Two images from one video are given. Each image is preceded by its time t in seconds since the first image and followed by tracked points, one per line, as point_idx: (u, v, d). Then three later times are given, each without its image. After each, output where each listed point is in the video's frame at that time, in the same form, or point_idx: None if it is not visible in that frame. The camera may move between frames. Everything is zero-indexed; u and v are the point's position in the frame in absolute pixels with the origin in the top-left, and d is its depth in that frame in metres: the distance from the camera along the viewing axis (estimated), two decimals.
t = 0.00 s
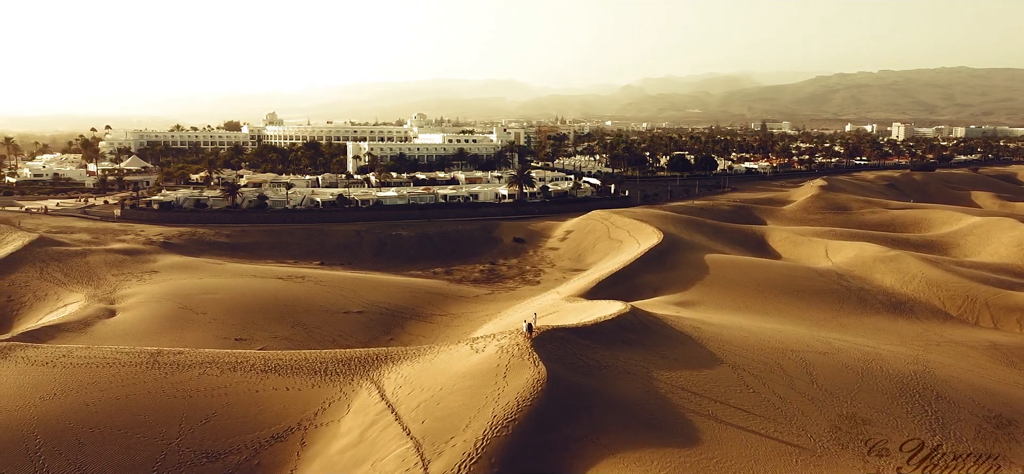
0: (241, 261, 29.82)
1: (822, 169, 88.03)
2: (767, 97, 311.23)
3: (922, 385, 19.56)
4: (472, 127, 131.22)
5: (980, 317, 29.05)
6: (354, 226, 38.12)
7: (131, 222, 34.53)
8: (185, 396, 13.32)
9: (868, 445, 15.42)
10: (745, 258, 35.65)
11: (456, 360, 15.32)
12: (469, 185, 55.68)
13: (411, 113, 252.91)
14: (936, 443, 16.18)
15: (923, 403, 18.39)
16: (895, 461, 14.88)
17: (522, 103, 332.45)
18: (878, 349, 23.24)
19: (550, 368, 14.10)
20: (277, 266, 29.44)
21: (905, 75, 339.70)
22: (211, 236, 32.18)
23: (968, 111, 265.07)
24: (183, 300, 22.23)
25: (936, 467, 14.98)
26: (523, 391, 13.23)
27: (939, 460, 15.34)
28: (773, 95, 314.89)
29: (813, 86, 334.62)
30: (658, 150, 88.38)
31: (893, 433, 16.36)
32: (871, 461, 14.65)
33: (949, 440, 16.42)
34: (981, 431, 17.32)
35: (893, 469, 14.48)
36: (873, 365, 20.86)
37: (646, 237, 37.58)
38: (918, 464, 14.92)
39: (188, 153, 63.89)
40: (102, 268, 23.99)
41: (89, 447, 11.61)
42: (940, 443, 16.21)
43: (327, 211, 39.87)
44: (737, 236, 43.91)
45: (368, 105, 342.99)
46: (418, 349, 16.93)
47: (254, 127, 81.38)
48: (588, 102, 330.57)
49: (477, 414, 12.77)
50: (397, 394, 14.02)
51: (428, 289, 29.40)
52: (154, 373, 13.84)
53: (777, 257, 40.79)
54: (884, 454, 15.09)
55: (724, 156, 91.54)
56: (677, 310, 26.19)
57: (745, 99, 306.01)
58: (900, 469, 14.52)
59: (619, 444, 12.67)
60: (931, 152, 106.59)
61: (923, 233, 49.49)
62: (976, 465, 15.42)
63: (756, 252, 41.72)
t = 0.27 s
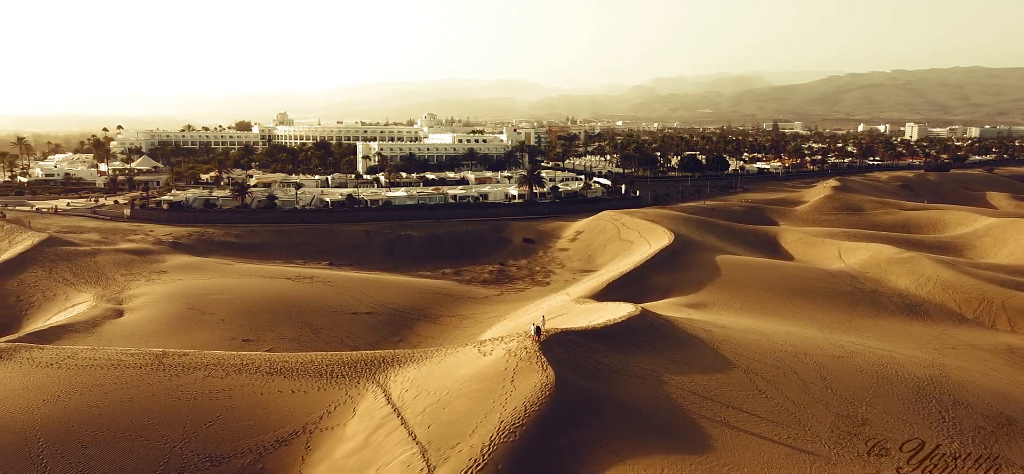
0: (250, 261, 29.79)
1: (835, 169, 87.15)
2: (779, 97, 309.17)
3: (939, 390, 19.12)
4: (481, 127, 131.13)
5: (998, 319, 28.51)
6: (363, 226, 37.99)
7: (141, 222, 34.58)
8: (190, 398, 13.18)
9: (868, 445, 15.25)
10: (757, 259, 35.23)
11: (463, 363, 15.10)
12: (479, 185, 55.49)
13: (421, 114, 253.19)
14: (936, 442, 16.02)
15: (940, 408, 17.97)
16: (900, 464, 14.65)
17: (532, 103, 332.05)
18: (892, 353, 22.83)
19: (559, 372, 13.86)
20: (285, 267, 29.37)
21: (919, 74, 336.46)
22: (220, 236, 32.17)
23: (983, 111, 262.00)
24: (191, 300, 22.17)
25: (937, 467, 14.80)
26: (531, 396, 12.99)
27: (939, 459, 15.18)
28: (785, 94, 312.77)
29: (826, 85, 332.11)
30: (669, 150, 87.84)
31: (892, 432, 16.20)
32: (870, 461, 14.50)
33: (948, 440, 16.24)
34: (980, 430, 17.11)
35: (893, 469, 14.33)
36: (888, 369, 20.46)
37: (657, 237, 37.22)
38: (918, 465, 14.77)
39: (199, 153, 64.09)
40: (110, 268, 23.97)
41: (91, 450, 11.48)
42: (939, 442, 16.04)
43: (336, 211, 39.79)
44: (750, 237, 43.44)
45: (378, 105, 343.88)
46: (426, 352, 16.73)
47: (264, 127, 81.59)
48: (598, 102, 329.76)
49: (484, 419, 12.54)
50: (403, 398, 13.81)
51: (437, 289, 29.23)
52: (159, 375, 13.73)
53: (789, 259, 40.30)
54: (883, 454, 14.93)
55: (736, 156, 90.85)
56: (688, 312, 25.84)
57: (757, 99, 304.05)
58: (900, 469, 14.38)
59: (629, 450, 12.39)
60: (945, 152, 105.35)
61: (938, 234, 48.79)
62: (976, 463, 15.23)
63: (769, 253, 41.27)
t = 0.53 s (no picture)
0: (259, 261, 29.78)
1: (848, 170, 86.26)
2: (791, 96, 306.96)
3: (955, 395, 18.69)
4: (492, 127, 131.01)
5: (1015, 322, 27.99)
6: (372, 226, 37.90)
7: (151, 222, 34.65)
8: (194, 401, 13.06)
9: (868, 445, 15.12)
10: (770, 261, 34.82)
11: (471, 367, 14.89)
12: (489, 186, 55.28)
13: (432, 114, 253.52)
14: (936, 441, 15.90)
15: (952, 412, 17.63)
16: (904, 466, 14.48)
17: (543, 103, 331.64)
18: (907, 356, 22.44)
19: (568, 376, 13.62)
20: (294, 267, 29.33)
21: (934, 74, 333.10)
22: (229, 236, 32.18)
23: (999, 111, 258.85)
24: (199, 300, 22.13)
25: (938, 468, 14.65)
26: (539, 401, 12.76)
27: (939, 459, 15.06)
28: (798, 94, 310.42)
29: (839, 85, 329.46)
30: (681, 150, 87.29)
31: (892, 431, 16.05)
32: (870, 462, 14.38)
33: (946, 439, 16.11)
34: (979, 430, 16.88)
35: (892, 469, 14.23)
36: (904, 373, 20.06)
37: (668, 238, 36.87)
38: (917, 464, 14.66)
39: (210, 153, 64.32)
40: (119, 268, 23.97)
41: (94, 454, 11.36)
42: (938, 441, 15.91)
43: (346, 211, 39.74)
44: (762, 238, 42.98)
45: (389, 105, 344.74)
46: (434, 354, 16.53)
47: (275, 127, 81.80)
48: (609, 102, 328.92)
49: (491, 424, 12.33)
50: (410, 402, 13.63)
51: (446, 290, 29.06)
52: (163, 377, 13.61)
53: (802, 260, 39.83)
54: (883, 454, 14.81)
55: (748, 156, 90.14)
56: (699, 314, 25.52)
57: (769, 99, 302.04)
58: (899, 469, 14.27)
59: (640, 456, 12.12)
60: (961, 153, 104.07)
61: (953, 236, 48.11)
62: (976, 464, 15.09)
63: (782, 255, 40.82)
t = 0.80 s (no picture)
0: (268, 262, 29.72)
1: (862, 170, 85.33)
2: (804, 96, 304.73)
3: (972, 401, 18.27)
4: (502, 128, 130.99)
5: None
6: (382, 227, 37.80)
7: (160, 222, 34.72)
8: (198, 404, 12.92)
9: (867, 445, 14.98)
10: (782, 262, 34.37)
11: (478, 370, 14.67)
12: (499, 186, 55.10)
13: (442, 114, 253.96)
14: (935, 440, 15.77)
15: (961, 416, 17.35)
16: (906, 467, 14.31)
17: (553, 103, 331.27)
18: (923, 360, 22.01)
19: (576, 381, 13.38)
20: (302, 268, 29.26)
21: (949, 73, 329.53)
22: (238, 236, 32.15)
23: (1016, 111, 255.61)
24: (206, 300, 22.09)
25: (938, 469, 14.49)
26: (547, 406, 12.53)
27: (939, 459, 14.93)
28: (810, 94, 308.22)
29: (852, 85, 326.87)
30: (692, 151, 86.73)
31: (891, 431, 15.90)
32: (869, 461, 14.24)
33: (942, 438, 15.99)
34: (978, 430, 16.67)
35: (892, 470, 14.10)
36: (919, 377, 19.64)
37: (680, 239, 36.48)
38: (915, 463, 14.54)
39: (221, 153, 64.55)
40: (128, 269, 23.97)
41: (97, 457, 11.24)
42: (937, 440, 15.80)
43: (355, 212, 39.66)
44: (775, 239, 42.48)
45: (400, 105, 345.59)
46: (441, 357, 16.32)
47: (286, 128, 82.02)
48: (620, 102, 328.01)
49: (498, 430, 12.10)
50: (416, 406, 13.43)
51: (455, 291, 28.86)
52: (168, 380, 13.50)
53: (815, 262, 39.30)
54: (883, 454, 14.68)
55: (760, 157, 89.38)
56: (711, 316, 25.16)
57: (782, 99, 299.99)
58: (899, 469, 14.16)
59: (650, 463, 11.84)
60: (976, 153, 102.79)
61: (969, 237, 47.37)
62: (975, 464, 14.95)
63: (794, 256, 40.31)
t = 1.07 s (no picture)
0: (277, 263, 29.66)
1: (875, 171, 84.45)
2: (817, 96, 302.48)
3: (985, 406, 17.89)
4: (512, 128, 130.87)
5: None
6: (391, 227, 37.68)
7: (170, 222, 34.78)
8: (201, 407, 12.78)
9: (867, 444, 14.80)
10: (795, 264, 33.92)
11: (486, 374, 14.46)
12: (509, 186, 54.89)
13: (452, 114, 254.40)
14: (937, 441, 15.56)
15: (970, 418, 17.04)
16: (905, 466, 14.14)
17: (564, 103, 330.83)
18: (939, 364, 21.58)
19: (585, 386, 13.15)
20: (311, 268, 29.19)
21: (964, 73, 326.03)
22: (246, 237, 32.14)
23: None
24: (214, 300, 22.06)
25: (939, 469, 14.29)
26: (556, 410, 12.30)
27: (940, 459, 14.73)
28: (823, 94, 305.99)
29: (865, 85, 324.22)
30: (704, 151, 86.14)
31: (891, 430, 15.70)
32: (868, 462, 14.06)
33: (947, 440, 15.71)
34: (977, 430, 16.47)
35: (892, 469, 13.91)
36: (936, 382, 19.20)
37: (691, 240, 36.11)
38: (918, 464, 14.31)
39: (231, 153, 64.75)
40: (137, 269, 23.95)
41: (100, 460, 11.12)
42: (938, 440, 15.59)
43: (364, 212, 39.59)
44: (788, 241, 41.96)
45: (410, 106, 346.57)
46: (448, 360, 16.10)
47: (297, 128, 82.22)
48: (630, 102, 327.06)
49: (505, 436, 11.88)
50: (422, 410, 13.23)
51: (464, 293, 28.65)
52: (173, 381, 13.38)
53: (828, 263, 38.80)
54: (884, 454, 14.49)
55: (772, 157, 88.67)
56: (723, 320, 24.81)
57: (794, 99, 297.98)
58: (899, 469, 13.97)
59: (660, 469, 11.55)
60: (991, 153, 101.56)
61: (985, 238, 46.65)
62: (975, 464, 14.77)
63: (807, 258, 39.82)
